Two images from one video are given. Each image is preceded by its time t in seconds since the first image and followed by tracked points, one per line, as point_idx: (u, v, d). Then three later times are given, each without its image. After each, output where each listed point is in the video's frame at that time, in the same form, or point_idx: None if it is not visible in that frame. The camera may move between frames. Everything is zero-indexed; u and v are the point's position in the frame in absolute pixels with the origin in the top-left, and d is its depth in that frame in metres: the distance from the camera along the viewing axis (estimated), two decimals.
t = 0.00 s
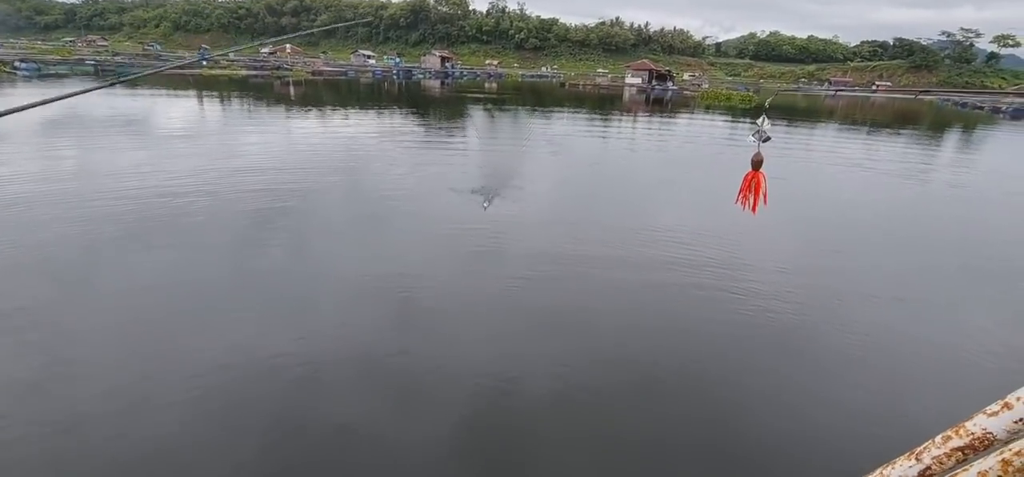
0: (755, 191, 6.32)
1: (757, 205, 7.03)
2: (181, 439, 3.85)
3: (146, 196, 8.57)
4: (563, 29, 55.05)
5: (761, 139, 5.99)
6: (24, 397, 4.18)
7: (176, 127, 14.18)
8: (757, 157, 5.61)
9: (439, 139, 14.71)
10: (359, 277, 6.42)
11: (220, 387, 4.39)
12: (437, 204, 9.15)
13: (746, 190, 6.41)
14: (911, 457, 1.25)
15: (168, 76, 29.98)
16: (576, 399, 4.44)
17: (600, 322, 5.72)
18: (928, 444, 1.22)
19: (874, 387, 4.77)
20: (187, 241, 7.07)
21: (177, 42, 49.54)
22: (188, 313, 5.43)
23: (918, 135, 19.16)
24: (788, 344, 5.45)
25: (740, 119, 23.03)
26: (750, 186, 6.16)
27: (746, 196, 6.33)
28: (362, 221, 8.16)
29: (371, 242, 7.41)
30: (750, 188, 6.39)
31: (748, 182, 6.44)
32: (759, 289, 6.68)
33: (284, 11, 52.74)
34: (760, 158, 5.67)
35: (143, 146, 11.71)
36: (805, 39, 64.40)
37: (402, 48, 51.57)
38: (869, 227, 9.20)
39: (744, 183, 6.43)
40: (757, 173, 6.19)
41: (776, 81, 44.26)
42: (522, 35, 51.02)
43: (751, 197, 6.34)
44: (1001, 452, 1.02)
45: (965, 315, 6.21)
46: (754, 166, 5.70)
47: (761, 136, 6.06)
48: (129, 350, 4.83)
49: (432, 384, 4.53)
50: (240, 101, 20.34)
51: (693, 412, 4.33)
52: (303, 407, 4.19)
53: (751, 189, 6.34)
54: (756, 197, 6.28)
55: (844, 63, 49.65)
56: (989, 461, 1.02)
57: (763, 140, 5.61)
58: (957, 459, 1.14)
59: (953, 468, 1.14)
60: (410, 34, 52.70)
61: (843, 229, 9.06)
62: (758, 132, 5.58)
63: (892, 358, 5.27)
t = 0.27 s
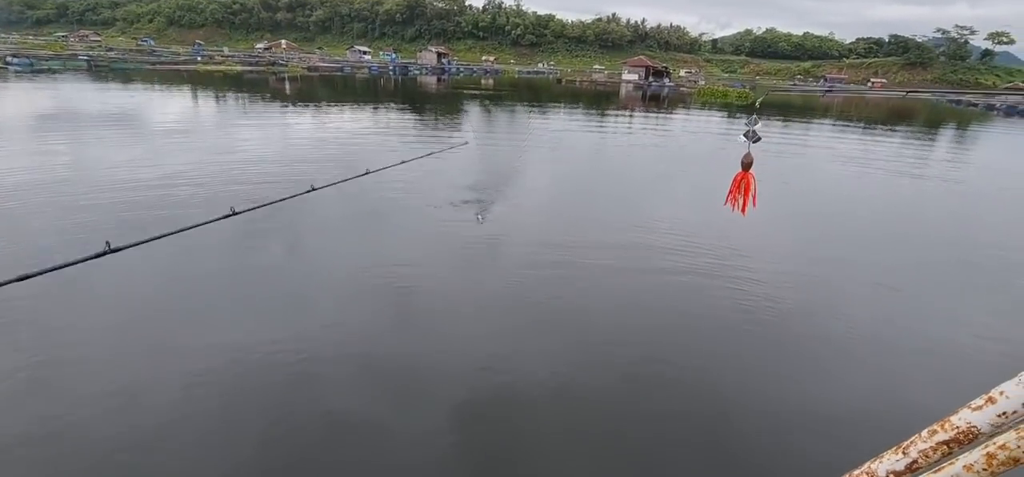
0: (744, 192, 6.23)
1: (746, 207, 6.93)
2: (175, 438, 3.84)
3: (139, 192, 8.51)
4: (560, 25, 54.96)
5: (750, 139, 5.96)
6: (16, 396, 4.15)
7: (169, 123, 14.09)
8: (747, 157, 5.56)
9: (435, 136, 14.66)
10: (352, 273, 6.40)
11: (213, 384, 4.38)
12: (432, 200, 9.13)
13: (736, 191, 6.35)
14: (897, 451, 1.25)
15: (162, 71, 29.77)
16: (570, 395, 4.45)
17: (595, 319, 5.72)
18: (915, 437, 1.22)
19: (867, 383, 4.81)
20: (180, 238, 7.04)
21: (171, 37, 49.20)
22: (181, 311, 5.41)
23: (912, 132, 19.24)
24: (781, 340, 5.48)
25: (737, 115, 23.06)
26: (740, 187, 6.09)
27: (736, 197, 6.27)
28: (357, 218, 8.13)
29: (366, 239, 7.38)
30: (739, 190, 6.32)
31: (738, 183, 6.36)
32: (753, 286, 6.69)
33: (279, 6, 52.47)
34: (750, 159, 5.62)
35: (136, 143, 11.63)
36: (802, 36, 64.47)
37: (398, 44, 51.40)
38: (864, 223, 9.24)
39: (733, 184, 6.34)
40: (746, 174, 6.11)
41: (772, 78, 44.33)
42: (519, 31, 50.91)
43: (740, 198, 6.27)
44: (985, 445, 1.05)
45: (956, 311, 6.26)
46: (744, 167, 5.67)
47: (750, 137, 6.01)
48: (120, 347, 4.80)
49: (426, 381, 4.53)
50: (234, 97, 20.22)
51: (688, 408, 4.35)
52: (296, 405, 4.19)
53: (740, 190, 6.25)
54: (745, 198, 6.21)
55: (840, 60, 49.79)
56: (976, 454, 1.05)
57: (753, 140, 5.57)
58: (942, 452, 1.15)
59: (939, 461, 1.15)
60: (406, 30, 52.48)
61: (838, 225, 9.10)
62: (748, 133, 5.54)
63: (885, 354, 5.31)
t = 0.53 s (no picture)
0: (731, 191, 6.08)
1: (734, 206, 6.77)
2: (168, 438, 3.80)
3: (134, 187, 8.46)
4: (557, 20, 54.77)
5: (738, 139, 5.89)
6: (5, 395, 4.10)
7: (164, 118, 14.00)
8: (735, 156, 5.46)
9: (432, 131, 14.62)
10: (348, 270, 6.39)
11: (209, 382, 4.38)
12: (429, 196, 9.11)
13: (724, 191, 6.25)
14: (883, 446, 1.26)
15: (157, 65, 29.55)
16: (565, 391, 4.46)
17: (591, 315, 5.73)
18: (900, 433, 1.22)
19: (861, 379, 4.84)
20: (175, 234, 7.01)
21: (166, 30, 48.82)
22: (177, 307, 5.40)
23: (908, 128, 19.28)
24: (777, 336, 5.50)
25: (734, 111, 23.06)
26: (729, 186, 5.99)
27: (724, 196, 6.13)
28: (353, 214, 8.11)
29: (362, 235, 7.36)
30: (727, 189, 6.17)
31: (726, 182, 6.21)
32: (748, 282, 6.72)
33: None
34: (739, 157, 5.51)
35: (131, 137, 11.54)
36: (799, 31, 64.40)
37: (395, 39, 51.15)
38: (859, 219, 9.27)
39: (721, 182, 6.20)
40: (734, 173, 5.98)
41: (769, 73, 44.32)
42: (516, 26, 50.70)
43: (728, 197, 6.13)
44: (969, 441, 1.06)
45: (949, 308, 6.29)
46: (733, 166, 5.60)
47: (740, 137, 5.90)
48: (115, 345, 4.79)
49: (422, 377, 4.53)
50: (230, 92, 20.10)
51: (684, 406, 4.34)
52: (293, 401, 4.19)
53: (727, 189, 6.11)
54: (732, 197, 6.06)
55: (837, 56, 49.80)
56: (960, 449, 1.07)
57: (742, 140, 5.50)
58: (925, 449, 1.15)
59: (923, 457, 1.15)
60: (402, 24, 52.20)
61: (833, 221, 9.11)
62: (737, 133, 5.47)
63: (880, 351, 5.32)
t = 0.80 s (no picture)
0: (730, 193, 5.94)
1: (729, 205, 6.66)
2: (167, 430, 3.80)
3: (133, 178, 8.43)
4: (557, 10, 54.38)
5: (733, 142, 5.78)
6: (7, 385, 4.11)
7: (162, 107, 13.91)
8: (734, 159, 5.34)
9: (431, 122, 14.55)
10: (347, 261, 6.39)
11: (210, 373, 4.40)
12: (428, 187, 9.09)
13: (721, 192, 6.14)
14: (873, 446, 1.27)
15: (155, 54, 29.33)
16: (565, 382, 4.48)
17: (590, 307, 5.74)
18: (889, 433, 1.24)
19: (858, 371, 4.86)
20: (175, 225, 6.99)
21: (163, 19, 48.36)
22: (177, 298, 5.41)
23: (908, 121, 19.25)
24: (775, 329, 5.53)
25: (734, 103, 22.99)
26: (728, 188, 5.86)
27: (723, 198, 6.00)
28: (352, 205, 8.09)
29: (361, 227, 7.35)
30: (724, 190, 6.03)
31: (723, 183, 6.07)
32: (747, 275, 6.73)
33: None
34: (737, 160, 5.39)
35: (128, 127, 11.47)
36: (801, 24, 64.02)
37: (394, 29, 50.78)
38: (859, 212, 9.28)
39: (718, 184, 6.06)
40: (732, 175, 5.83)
41: (770, 65, 44.08)
42: (516, 16, 50.35)
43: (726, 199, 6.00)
44: (957, 441, 1.07)
45: (947, 301, 6.31)
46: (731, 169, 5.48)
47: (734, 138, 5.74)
48: (116, 335, 4.80)
49: (422, 370, 4.55)
50: (228, 81, 19.96)
51: (685, 398, 4.35)
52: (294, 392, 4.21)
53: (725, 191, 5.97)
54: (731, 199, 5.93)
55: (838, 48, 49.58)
56: (948, 450, 1.08)
57: (739, 143, 5.37)
58: (914, 449, 1.16)
59: (911, 457, 1.16)
60: (401, 13, 51.78)
61: (832, 214, 9.10)
62: (735, 136, 5.32)
63: (879, 345, 5.32)
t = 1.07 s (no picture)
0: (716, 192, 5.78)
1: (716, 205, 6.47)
2: (167, 419, 3.81)
3: (130, 164, 8.36)
4: None
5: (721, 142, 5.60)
6: (8, 374, 4.12)
7: (158, 93, 13.76)
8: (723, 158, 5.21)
9: (430, 109, 14.43)
10: (346, 250, 6.37)
11: (210, 362, 4.41)
12: (427, 175, 9.04)
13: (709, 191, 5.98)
14: (865, 441, 1.27)
15: (151, 40, 28.99)
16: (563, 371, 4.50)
17: (589, 297, 5.73)
18: (882, 428, 1.23)
19: (855, 362, 4.88)
20: (173, 213, 6.96)
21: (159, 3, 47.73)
22: (176, 287, 5.40)
23: (910, 110, 19.13)
24: (773, 320, 5.54)
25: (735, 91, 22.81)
26: (716, 188, 5.69)
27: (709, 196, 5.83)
28: (350, 193, 8.05)
29: (359, 215, 7.32)
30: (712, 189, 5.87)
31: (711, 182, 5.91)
32: (746, 265, 6.72)
33: None
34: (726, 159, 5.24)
35: (124, 113, 11.36)
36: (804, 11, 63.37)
37: (393, 14, 50.20)
38: (859, 203, 9.25)
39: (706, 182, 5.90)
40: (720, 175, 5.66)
41: (772, 53, 43.70)
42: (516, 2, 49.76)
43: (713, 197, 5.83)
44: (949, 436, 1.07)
45: (945, 293, 6.32)
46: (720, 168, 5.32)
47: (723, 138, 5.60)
48: (115, 324, 4.80)
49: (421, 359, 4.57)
50: (224, 67, 19.75)
51: (683, 389, 4.36)
52: (294, 381, 4.22)
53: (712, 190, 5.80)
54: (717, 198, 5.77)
55: (841, 36, 49.13)
56: (941, 444, 1.07)
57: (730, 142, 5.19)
58: (905, 443, 1.16)
59: (902, 451, 1.17)
60: None
61: (832, 204, 9.06)
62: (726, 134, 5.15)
63: (876, 336, 5.33)
